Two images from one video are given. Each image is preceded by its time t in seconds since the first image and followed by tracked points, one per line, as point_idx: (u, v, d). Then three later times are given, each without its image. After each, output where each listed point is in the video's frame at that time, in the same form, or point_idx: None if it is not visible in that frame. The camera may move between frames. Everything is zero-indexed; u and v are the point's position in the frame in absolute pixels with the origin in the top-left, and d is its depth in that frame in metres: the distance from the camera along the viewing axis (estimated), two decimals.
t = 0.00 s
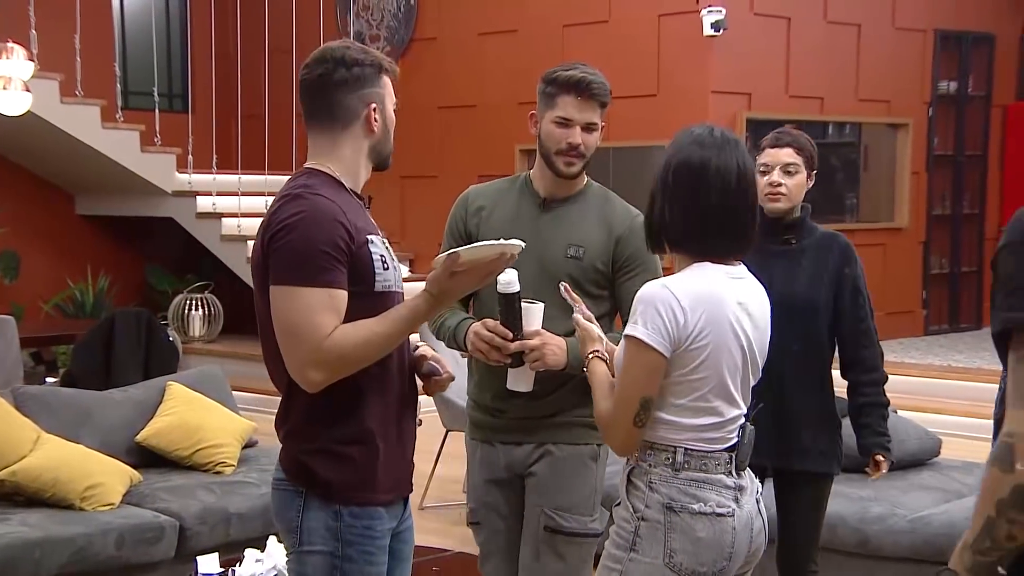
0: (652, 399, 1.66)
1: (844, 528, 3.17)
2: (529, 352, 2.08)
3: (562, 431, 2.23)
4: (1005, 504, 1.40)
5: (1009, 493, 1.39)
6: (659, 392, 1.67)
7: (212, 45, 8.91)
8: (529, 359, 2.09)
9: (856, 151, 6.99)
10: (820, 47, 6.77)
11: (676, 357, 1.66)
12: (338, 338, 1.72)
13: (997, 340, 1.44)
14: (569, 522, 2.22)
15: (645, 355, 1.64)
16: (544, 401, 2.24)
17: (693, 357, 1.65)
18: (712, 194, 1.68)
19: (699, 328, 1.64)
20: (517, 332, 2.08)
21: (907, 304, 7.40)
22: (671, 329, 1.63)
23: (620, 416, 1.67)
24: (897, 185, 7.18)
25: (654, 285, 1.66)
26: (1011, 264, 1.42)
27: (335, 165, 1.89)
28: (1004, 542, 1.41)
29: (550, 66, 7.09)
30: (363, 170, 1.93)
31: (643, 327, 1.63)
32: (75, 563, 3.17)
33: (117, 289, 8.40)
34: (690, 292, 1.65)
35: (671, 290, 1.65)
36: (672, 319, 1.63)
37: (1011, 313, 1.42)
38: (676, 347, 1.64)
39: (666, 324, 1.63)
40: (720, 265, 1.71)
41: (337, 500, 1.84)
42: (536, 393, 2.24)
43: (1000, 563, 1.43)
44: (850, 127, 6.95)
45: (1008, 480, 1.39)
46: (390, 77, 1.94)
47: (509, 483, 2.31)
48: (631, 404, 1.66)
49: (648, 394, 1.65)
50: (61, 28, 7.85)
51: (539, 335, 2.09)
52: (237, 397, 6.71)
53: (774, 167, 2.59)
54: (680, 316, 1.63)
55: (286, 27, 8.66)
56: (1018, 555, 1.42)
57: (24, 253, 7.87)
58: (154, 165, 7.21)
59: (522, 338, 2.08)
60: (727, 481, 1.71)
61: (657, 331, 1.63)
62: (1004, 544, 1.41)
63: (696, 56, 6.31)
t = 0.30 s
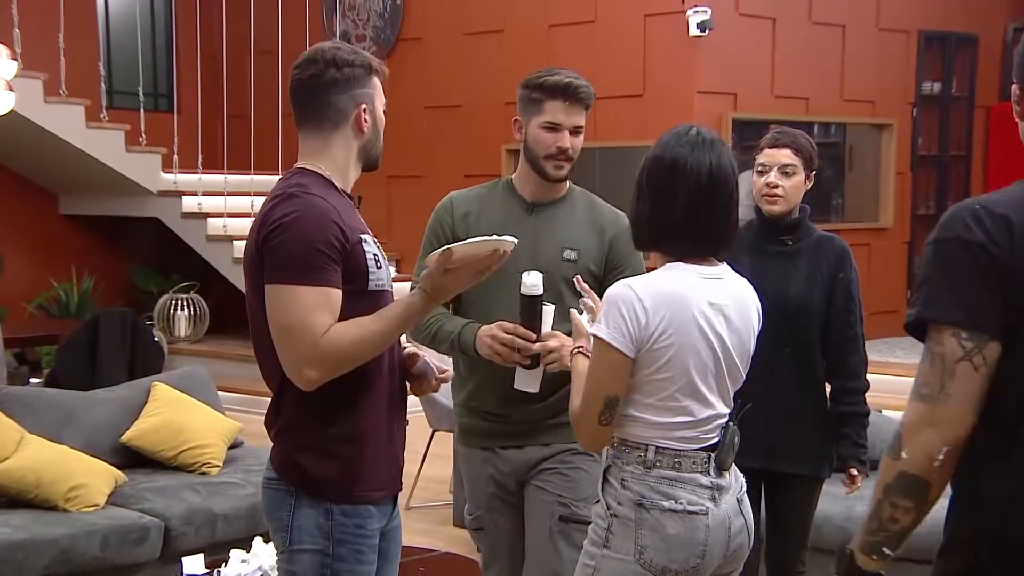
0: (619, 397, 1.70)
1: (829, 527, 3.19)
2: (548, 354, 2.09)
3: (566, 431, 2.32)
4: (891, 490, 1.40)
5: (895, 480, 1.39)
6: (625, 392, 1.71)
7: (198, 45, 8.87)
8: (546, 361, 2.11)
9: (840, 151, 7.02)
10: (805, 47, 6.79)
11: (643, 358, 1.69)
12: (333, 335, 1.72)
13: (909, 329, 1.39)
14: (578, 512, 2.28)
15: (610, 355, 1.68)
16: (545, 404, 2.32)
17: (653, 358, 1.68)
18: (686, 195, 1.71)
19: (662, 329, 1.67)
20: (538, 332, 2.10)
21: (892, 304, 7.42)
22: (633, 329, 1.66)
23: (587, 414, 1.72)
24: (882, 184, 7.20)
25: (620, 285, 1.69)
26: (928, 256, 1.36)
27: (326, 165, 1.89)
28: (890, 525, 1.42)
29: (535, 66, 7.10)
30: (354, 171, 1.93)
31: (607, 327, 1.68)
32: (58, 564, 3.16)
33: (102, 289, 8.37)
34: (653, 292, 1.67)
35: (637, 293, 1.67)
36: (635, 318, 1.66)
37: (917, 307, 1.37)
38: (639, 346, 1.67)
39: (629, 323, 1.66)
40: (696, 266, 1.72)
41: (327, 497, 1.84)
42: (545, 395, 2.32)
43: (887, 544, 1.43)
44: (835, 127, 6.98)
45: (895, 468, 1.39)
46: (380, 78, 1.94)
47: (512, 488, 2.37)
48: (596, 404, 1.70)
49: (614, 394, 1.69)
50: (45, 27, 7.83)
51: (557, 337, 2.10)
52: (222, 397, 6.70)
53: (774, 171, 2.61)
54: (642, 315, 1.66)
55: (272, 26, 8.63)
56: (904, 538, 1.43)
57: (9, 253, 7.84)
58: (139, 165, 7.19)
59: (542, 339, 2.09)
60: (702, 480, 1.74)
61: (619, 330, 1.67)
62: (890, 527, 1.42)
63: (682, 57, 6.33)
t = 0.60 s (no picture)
0: (599, 397, 1.71)
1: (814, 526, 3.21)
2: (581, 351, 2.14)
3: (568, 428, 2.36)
4: (832, 480, 1.46)
5: (836, 470, 1.46)
6: (607, 391, 1.72)
7: (184, 44, 8.84)
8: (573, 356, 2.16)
9: (826, 151, 7.04)
10: (791, 48, 6.81)
11: (624, 358, 1.70)
12: (314, 337, 1.72)
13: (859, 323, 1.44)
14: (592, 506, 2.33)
15: (591, 354, 1.70)
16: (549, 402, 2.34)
17: (636, 357, 1.69)
18: (672, 192, 1.71)
19: (642, 328, 1.68)
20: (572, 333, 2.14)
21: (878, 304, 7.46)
22: (614, 329, 1.68)
23: (568, 413, 1.74)
24: (867, 185, 7.22)
25: (602, 284, 1.70)
26: (877, 252, 1.40)
27: (311, 165, 1.89)
28: (831, 513, 1.48)
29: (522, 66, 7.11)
30: (340, 171, 1.92)
31: (588, 326, 1.69)
32: (44, 564, 3.15)
33: (87, 289, 8.34)
34: (634, 292, 1.68)
35: (619, 293, 1.68)
36: (616, 316, 1.67)
37: (863, 302, 1.42)
38: (620, 344, 1.69)
39: (611, 322, 1.67)
40: (676, 266, 1.73)
41: (308, 497, 1.84)
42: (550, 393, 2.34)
43: (829, 531, 1.49)
44: (821, 127, 7.00)
45: (836, 459, 1.45)
46: (370, 77, 1.93)
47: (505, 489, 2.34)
48: (578, 403, 1.72)
49: (596, 393, 1.71)
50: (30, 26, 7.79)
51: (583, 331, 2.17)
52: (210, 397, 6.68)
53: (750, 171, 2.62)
54: (623, 314, 1.67)
55: (258, 25, 8.61)
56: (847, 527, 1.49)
57: None
58: (125, 165, 7.17)
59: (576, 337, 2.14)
60: (684, 479, 1.75)
61: (600, 329, 1.69)
62: (831, 515, 1.48)
63: (668, 56, 6.35)
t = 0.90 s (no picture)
0: (595, 395, 1.73)
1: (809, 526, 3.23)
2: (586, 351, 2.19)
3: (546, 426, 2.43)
4: (812, 482, 1.48)
5: (817, 473, 1.47)
6: (603, 390, 1.73)
7: (179, 43, 8.83)
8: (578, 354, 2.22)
9: (822, 150, 7.04)
10: (786, 48, 6.81)
11: (623, 357, 1.70)
12: (303, 336, 1.71)
13: (835, 324, 1.45)
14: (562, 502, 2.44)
15: (589, 351, 1.70)
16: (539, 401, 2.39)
17: (637, 355, 1.69)
18: (675, 190, 1.71)
19: (646, 327, 1.68)
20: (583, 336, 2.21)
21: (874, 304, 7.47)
22: (617, 328, 1.68)
23: (564, 409, 1.75)
24: (862, 186, 7.22)
25: (606, 283, 1.70)
26: (854, 252, 1.41)
27: (295, 161, 1.91)
28: (814, 517, 1.49)
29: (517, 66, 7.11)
30: (327, 167, 1.91)
31: (590, 324, 1.69)
32: (39, 564, 3.15)
33: (83, 289, 8.33)
34: (637, 291, 1.68)
35: (621, 290, 1.68)
36: (618, 316, 1.67)
37: (840, 302, 1.42)
38: (622, 344, 1.69)
39: (612, 321, 1.68)
40: (673, 264, 1.73)
41: (302, 496, 1.84)
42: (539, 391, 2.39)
43: (811, 536, 1.51)
44: (817, 127, 7.00)
45: (816, 461, 1.47)
46: (356, 73, 1.90)
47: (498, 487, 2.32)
48: (576, 400, 1.74)
49: (593, 391, 1.72)
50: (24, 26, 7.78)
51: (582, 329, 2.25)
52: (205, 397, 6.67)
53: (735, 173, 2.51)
54: (625, 314, 1.67)
55: (253, 25, 8.60)
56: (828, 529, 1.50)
57: None
58: (121, 164, 7.16)
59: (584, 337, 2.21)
60: (682, 479, 1.75)
61: (603, 328, 1.69)
62: (813, 519, 1.50)
63: (663, 56, 6.35)
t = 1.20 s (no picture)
0: (609, 394, 1.73)
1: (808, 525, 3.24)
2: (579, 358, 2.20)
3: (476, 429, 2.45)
4: (811, 492, 1.48)
5: (816, 482, 1.47)
6: (615, 389, 1.73)
7: (182, 43, 8.84)
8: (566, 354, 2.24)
9: (825, 150, 7.03)
10: (789, 47, 6.81)
11: (636, 355, 1.72)
12: (313, 334, 1.71)
13: (831, 332, 1.44)
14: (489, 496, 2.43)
15: (605, 350, 1.71)
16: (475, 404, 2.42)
17: (653, 353, 1.72)
18: (710, 195, 1.79)
19: (661, 326, 1.71)
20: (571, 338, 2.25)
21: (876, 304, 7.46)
22: (635, 327, 1.70)
23: (575, 409, 1.76)
24: (865, 185, 7.20)
25: (621, 281, 1.73)
26: (849, 260, 1.40)
27: (299, 160, 1.91)
28: (812, 527, 1.50)
29: (519, 65, 7.11)
30: (330, 167, 1.91)
31: (607, 321, 1.70)
32: (41, 564, 3.15)
33: (86, 288, 8.34)
34: (652, 289, 1.71)
35: (638, 287, 1.71)
36: (636, 315, 1.70)
37: (837, 310, 1.42)
38: (638, 342, 1.71)
39: (630, 319, 1.70)
40: (691, 263, 1.78)
41: (306, 495, 1.84)
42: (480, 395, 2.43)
43: (809, 546, 1.52)
44: (819, 126, 6.98)
45: (814, 470, 1.47)
46: (357, 73, 1.90)
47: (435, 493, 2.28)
48: (588, 400, 1.74)
49: (608, 389, 1.73)
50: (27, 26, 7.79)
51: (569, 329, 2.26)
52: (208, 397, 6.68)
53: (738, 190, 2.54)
54: (643, 312, 1.70)
55: (255, 24, 8.60)
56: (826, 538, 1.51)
57: None
58: (124, 163, 7.17)
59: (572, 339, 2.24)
60: (691, 478, 1.77)
61: (619, 326, 1.70)
62: (811, 529, 1.50)
63: (666, 55, 6.35)
